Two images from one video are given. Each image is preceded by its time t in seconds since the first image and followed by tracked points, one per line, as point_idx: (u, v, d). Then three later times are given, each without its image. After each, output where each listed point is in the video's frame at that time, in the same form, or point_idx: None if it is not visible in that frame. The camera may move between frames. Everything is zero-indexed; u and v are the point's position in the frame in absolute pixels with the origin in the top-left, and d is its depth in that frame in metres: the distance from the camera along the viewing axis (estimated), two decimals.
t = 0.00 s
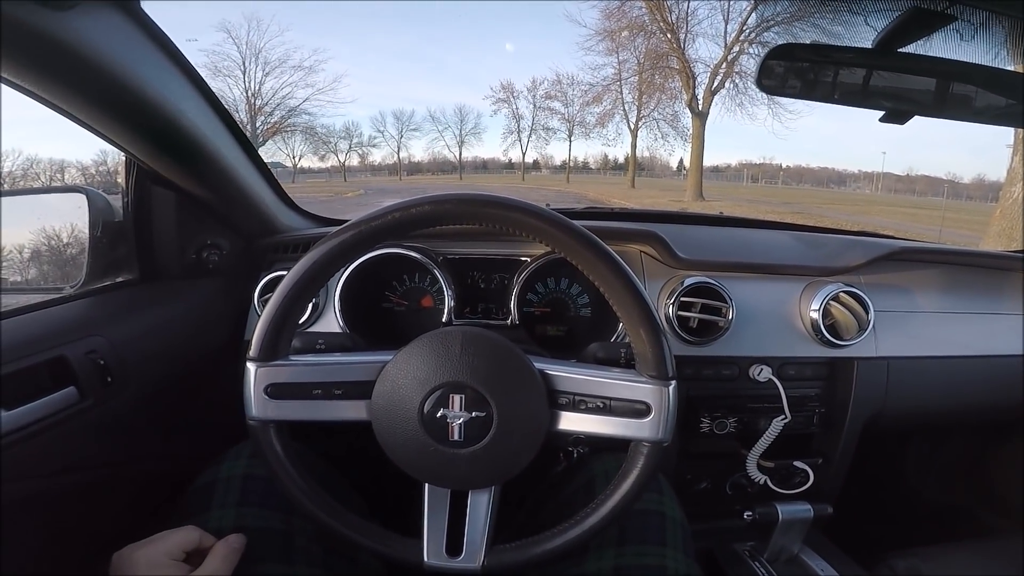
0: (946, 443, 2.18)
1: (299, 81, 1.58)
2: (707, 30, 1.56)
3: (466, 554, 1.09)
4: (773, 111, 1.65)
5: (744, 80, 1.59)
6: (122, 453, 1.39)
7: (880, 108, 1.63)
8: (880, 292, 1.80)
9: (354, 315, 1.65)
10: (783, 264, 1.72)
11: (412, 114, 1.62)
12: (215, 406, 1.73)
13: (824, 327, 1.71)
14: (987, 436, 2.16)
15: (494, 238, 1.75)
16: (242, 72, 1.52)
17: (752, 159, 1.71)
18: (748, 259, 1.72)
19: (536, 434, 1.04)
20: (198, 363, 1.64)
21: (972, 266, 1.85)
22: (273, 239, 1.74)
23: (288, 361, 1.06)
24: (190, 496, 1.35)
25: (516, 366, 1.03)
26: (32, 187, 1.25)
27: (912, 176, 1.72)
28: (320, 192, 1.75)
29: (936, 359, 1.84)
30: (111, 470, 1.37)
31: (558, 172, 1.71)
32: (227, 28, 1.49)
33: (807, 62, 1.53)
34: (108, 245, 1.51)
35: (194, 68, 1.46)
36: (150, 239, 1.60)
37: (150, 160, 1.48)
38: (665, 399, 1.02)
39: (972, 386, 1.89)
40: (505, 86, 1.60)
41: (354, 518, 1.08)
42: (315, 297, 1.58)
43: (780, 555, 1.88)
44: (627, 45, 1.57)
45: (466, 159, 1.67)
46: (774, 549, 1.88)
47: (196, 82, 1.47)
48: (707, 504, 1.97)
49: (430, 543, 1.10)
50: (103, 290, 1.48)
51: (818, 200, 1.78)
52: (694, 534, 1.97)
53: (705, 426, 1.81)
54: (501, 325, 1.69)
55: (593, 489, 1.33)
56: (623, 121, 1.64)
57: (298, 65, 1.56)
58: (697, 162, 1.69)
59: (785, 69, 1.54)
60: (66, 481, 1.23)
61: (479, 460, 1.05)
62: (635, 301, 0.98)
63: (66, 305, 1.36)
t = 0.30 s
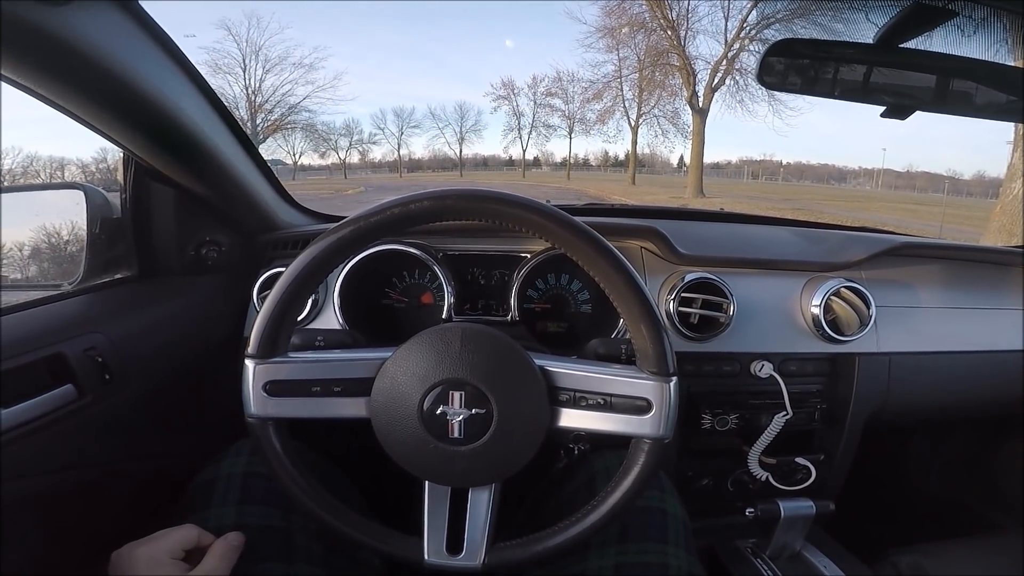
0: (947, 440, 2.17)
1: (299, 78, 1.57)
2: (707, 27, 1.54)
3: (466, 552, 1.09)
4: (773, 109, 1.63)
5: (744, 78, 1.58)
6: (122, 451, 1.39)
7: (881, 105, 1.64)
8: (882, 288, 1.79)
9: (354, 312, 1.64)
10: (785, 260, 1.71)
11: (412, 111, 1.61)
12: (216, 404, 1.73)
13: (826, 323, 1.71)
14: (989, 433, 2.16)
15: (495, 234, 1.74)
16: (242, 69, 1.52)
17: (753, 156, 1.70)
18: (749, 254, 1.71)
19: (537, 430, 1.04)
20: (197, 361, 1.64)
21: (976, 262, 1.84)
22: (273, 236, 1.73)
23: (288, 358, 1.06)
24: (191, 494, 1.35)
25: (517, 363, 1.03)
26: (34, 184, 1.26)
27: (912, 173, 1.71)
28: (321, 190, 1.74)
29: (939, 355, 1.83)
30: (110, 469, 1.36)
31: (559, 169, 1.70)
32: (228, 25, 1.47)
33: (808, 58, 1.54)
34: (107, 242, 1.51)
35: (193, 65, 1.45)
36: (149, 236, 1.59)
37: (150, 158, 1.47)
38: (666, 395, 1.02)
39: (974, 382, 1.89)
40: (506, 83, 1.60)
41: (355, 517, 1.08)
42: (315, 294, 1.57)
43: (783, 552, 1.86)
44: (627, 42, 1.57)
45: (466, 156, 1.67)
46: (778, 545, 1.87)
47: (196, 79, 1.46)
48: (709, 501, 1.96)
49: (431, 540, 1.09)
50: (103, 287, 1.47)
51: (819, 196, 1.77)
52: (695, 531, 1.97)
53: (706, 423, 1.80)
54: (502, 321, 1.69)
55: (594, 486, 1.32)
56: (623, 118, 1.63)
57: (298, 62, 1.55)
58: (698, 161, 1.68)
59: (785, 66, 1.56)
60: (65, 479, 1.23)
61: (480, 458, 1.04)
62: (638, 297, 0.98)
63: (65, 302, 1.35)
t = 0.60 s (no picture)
0: (945, 428, 2.18)
1: (291, 71, 1.55)
2: (706, 16, 1.53)
3: (472, 541, 1.09)
4: (774, 97, 1.64)
5: (744, 66, 1.58)
6: (125, 449, 1.38)
7: (885, 91, 1.66)
8: (882, 273, 1.79)
9: (353, 303, 1.64)
10: (785, 246, 1.70)
11: (407, 101, 1.61)
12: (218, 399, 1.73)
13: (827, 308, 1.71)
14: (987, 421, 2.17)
15: (495, 222, 1.74)
16: (233, 63, 1.50)
17: (752, 144, 1.69)
18: (750, 239, 1.70)
19: (540, 418, 1.04)
20: (199, 356, 1.63)
21: (977, 249, 1.84)
22: (268, 228, 1.71)
23: (289, 349, 1.05)
24: (195, 489, 1.35)
25: (518, 350, 1.03)
26: (24, 183, 1.21)
27: (912, 163, 1.68)
28: (319, 183, 1.75)
29: (939, 340, 1.84)
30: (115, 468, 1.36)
31: (557, 159, 1.68)
32: (216, 20, 1.47)
33: (808, 46, 1.55)
34: (102, 238, 1.51)
35: (185, 60, 1.43)
36: (144, 230, 1.59)
37: (143, 152, 1.47)
38: (668, 381, 1.02)
39: (974, 368, 1.89)
40: (503, 71, 1.58)
41: (361, 508, 1.08)
42: (314, 284, 1.57)
43: (785, 539, 1.85)
44: (624, 30, 1.56)
45: (463, 146, 1.64)
46: (780, 531, 1.86)
47: (188, 74, 1.45)
48: (712, 488, 1.97)
49: (436, 530, 1.10)
50: (98, 284, 1.47)
51: (818, 184, 1.77)
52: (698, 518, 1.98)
53: (709, 410, 1.81)
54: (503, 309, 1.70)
55: (597, 473, 1.33)
56: (621, 107, 1.62)
57: (289, 54, 1.53)
58: (697, 149, 1.67)
59: (785, 54, 1.58)
60: (68, 479, 1.22)
61: (483, 446, 1.04)
62: (639, 283, 0.98)
63: (61, 301, 1.35)
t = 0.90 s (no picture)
0: (945, 401, 2.19)
1: (286, 50, 1.53)
2: None
3: (477, 514, 1.11)
4: (774, 72, 1.62)
5: (744, 40, 1.56)
6: (134, 427, 1.40)
7: (887, 66, 1.65)
8: (883, 244, 1.79)
9: (356, 277, 1.65)
10: (786, 216, 1.71)
11: (404, 78, 1.59)
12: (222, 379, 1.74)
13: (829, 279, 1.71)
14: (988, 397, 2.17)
15: (498, 195, 1.73)
16: (227, 44, 1.48)
17: (752, 117, 1.67)
18: (752, 209, 1.71)
19: (544, 390, 1.05)
20: (203, 336, 1.64)
21: (978, 219, 1.84)
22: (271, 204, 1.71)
23: (294, 323, 1.06)
24: (203, 466, 1.37)
25: (521, 320, 1.03)
26: (23, 163, 1.23)
27: (915, 137, 1.67)
28: (319, 160, 1.71)
29: (940, 312, 1.84)
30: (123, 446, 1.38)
31: (557, 133, 1.66)
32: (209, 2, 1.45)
33: (809, 21, 1.51)
34: (105, 216, 1.51)
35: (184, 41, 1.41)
36: (147, 207, 1.59)
37: (145, 132, 1.46)
38: (671, 352, 1.02)
39: (975, 341, 1.90)
40: (500, 47, 1.57)
41: (367, 482, 1.10)
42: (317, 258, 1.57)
43: (785, 514, 1.86)
44: (623, 4, 1.55)
45: (461, 122, 1.60)
46: (780, 506, 1.86)
47: (189, 55, 1.43)
48: (712, 460, 1.99)
49: (441, 503, 1.11)
50: (104, 259, 1.48)
51: (819, 158, 1.76)
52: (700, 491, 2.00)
53: (710, 381, 1.82)
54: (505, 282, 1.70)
55: (600, 446, 1.34)
56: (620, 80, 1.59)
57: (284, 33, 1.51)
58: (697, 122, 1.66)
59: (785, 29, 1.53)
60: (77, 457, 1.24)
61: (488, 417, 1.05)
62: (642, 255, 0.98)
63: (68, 276, 1.35)
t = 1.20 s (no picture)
0: (944, 399, 2.19)
1: (290, 41, 1.51)
2: None
3: (476, 509, 1.10)
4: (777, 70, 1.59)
5: (749, 37, 1.55)
6: (131, 417, 1.40)
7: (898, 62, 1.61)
8: (886, 242, 1.79)
9: (357, 267, 1.64)
10: (791, 214, 1.70)
11: (407, 70, 1.56)
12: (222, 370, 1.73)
13: (831, 275, 1.71)
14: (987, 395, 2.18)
15: (502, 187, 1.72)
16: (230, 34, 1.47)
17: (755, 114, 1.67)
18: (756, 206, 1.69)
19: (546, 383, 1.04)
20: (202, 327, 1.63)
21: (977, 220, 1.83)
22: (272, 194, 1.70)
23: (294, 313, 1.05)
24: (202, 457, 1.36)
25: (524, 313, 1.02)
26: (25, 151, 1.22)
27: (917, 136, 1.68)
28: (320, 151, 1.71)
29: (941, 311, 1.84)
30: (120, 436, 1.37)
31: (559, 127, 1.63)
32: None
33: (814, 19, 1.50)
34: (105, 204, 1.50)
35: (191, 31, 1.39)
36: (147, 195, 1.57)
37: (147, 120, 1.45)
38: (674, 347, 1.02)
39: (976, 340, 1.89)
40: (504, 40, 1.55)
41: (366, 475, 1.09)
42: (318, 249, 1.56)
43: (784, 510, 1.86)
44: None
45: (463, 115, 1.57)
46: (779, 503, 1.86)
47: (195, 46, 1.41)
48: (712, 457, 1.99)
49: (440, 497, 1.10)
50: (104, 247, 1.46)
51: (821, 156, 1.75)
52: (699, 488, 1.99)
53: (711, 377, 1.82)
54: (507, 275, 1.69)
55: (601, 440, 1.33)
56: (623, 76, 1.60)
57: (289, 24, 1.50)
58: (698, 118, 1.64)
59: (791, 26, 1.52)
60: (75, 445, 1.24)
61: (489, 411, 1.05)
62: (647, 250, 0.97)
63: (66, 263, 1.34)
